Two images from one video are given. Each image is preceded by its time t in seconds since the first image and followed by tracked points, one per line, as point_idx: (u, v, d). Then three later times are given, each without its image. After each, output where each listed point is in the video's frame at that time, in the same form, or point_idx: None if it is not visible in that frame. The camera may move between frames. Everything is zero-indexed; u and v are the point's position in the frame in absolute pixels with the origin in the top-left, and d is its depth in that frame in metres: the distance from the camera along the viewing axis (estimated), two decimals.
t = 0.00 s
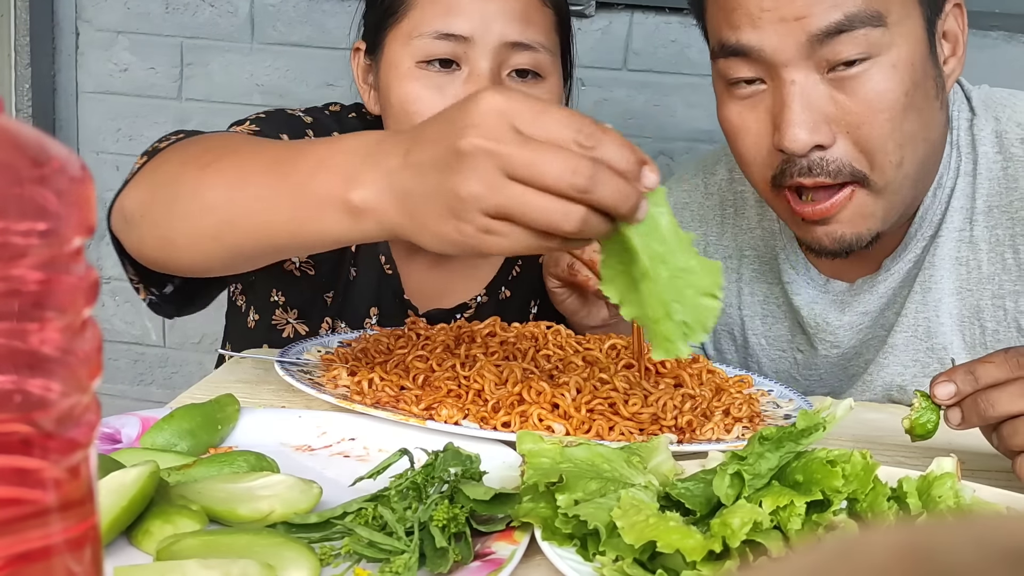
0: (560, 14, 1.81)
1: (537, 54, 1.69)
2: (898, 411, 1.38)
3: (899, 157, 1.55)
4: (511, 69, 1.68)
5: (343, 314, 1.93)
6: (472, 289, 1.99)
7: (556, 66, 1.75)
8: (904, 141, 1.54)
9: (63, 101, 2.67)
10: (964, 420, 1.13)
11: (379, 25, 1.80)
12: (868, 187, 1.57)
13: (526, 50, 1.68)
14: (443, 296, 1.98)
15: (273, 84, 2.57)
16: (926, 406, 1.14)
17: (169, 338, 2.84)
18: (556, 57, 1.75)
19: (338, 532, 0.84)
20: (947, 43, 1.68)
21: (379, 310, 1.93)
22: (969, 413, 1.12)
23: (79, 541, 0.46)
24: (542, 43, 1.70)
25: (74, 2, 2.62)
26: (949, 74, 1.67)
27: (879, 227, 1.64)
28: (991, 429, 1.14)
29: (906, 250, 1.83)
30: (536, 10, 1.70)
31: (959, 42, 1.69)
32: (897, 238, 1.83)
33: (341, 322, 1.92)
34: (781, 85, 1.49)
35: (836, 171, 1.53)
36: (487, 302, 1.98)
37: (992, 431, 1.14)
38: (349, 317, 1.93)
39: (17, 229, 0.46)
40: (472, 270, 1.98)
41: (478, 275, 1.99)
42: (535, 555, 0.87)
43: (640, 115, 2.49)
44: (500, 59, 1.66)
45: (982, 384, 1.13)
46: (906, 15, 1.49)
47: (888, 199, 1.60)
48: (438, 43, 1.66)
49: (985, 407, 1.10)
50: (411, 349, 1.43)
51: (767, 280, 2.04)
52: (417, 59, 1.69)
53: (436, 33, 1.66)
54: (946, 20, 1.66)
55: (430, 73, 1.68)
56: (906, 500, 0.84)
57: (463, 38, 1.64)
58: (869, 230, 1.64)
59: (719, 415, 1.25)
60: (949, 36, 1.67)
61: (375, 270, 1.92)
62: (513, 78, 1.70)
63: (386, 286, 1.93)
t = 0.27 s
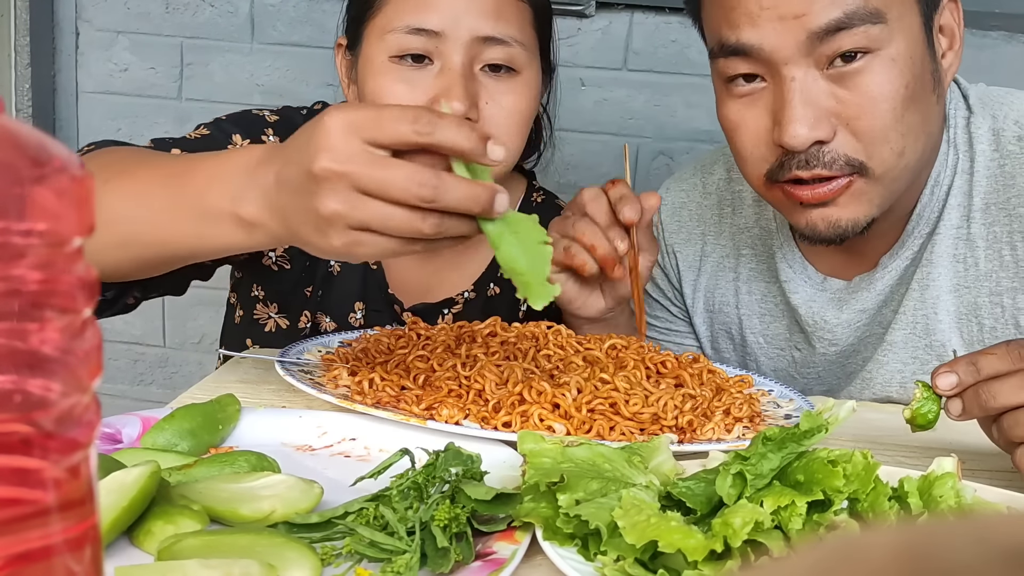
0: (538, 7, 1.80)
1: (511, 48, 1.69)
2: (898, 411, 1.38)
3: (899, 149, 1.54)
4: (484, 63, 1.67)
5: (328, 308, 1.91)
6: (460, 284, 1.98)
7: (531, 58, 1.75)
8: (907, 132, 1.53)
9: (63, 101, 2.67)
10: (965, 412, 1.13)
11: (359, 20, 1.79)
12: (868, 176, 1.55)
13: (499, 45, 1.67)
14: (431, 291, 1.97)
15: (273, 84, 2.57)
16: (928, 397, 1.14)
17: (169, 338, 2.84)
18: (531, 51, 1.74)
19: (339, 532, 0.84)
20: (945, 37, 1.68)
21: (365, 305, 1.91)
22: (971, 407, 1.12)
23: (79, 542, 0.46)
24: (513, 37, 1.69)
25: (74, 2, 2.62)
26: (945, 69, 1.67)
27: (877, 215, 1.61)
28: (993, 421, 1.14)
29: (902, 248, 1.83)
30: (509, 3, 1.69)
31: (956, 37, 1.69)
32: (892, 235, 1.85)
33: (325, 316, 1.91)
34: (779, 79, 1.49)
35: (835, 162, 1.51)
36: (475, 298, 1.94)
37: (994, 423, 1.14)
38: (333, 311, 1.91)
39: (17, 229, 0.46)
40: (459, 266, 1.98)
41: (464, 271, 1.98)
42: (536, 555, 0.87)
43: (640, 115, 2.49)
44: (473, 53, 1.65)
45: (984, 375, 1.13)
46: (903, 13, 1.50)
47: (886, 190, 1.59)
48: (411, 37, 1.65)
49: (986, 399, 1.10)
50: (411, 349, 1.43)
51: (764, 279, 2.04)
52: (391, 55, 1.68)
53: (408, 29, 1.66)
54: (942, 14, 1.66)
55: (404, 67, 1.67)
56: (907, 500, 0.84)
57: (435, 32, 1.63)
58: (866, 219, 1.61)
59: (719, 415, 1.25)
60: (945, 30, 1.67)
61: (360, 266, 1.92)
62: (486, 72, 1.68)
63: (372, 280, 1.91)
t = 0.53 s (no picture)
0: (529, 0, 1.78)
1: (496, 40, 1.67)
2: (898, 411, 1.39)
3: (897, 139, 1.54)
4: (470, 56, 1.66)
5: (322, 306, 1.91)
6: (457, 279, 1.97)
7: (517, 48, 1.72)
8: (903, 123, 1.53)
9: (63, 101, 2.67)
10: (965, 409, 1.13)
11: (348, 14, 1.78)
12: (867, 168, 1.55)
13: (482, 36, 1.66)
14: (427, 288, 1.97)
15: (273, 84, 2.58)
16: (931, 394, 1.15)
17: (169, 338, 2.84)
18: (517, 44, 1.72)
19: (339, 532, 0.84)
20: (947, 32, 1.67)
21: (360, 302, 1.90)
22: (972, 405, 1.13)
23: (79, 541, 0.46)
24: (497, 29, 1.67)
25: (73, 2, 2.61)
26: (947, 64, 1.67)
27: (871, 207, 1.61)
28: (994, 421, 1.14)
29: (907, 247, 1.83)
30: None
31: (959, 31, 1.68)
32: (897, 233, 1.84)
33: (320, 314, 1.91)
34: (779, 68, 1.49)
35: (828, 152, 1.52)
36: (472, 293, 1.94)
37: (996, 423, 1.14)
38: (328, 309, 1.90)
39: (17, 230, 0.46)
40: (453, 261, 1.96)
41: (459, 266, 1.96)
42: (536, 554, 0.88)
43: (640, 115, 2.49)
44: (458, 45, 1.64)
45: (985, 373, 1.13)
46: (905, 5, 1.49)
47: (884, 181, 1.59)
48: (395, 30, 1.64)
49: (987, 397, 1.11)
50: (411, 349, 1.43)
51: (768, 278, 2.03)
52: (376, 48, 1.67)
53: (393, 22, 1.65)
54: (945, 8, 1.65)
55: (389, 61, 1.66)
56: (907, 500, 0.84)
57: (419, 25, 1.63)
58: (862, 211, 1.61)
59: (719, 414, 1.25)
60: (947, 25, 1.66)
61: (354, 264, 1.90)
62: (473, 64, 1.68)
63: (366, 278, 1.90)
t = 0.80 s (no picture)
0: None
1: (488, 38, 1.67)
2: (899, 411, 1.39)
3: (869, 179, 1.49)
4: (463, 54, 1.66)
5: (318, 305, 1.89)
6: (455, 276, 1.96)
7: (509, 46, 1.71)
8: (876, 165, 1.48)
9: (63, 101, 2.67)
10: (968, 404, 1.14)
11: (342, 12, 1.78)
12: (836, 203, 1.52)
13: (474, 34, 1.65)
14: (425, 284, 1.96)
15: (273, 84, 2.58)
16: (932, 388, 1.14)
17: (169, 338, 2.84)
18: (509, 41, 1.71)
19: (339, 532, 0.84)
20: (950, 56, 1.59)
21: (357, 301, 1.89)
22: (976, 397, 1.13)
23: (80, 542, 0.46)
24: (490, 27, 1.67)
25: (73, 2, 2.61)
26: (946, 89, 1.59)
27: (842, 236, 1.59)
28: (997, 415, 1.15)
29: (913, 254, 1.81)
30: None
31: (963, 56, 1.60)
32: (905, 239, 1.83)
33: (317, 314, 1.90)
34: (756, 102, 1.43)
35: (798, 188, 1.49)
36: (469, 290, 1.95)
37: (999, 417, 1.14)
38: (324, 308, 1.89)
39: (17, 230, 0.45)
40: (451, 258, 1.98)
41: (458, 263, 1.97)
42: (536, 554, 0.88)
43: (640, 115, 2.49)
44: (450, 43, 1.63)
45: (990, 368, 1.13)
46: (889, 46, 1.42)
47: (856, 216, 1.56)
48: (388, 29, 1.64)
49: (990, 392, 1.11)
50: (411, 349, 1.43)
51: (773, 278, 2.01)
52: (369, 46, 1.66)
53: (385, 21, 1.64)
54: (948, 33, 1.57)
55: (381, 60, 1.66)
56: (907, 500, 0.84)
57: (411, 23, 1.62)
58: (832, 240, 1.59)
59: (720, 414, 1.25)
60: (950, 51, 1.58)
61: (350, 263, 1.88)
62: (465, 62, 1.67)
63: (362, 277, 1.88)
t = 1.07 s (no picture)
0: None
1: (481, 35, 1.67)
2: (899, 411, 1.39)
3: (858, 224, 1.47)
4: (456, 51, 1.66)
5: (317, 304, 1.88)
6: (453, 273, 1.97)
7: (504, 43, 1.72)
8: (866, 214, 1.46)
9: (63, 101, 2.67)
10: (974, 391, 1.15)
11: (337, 11, 1.77)
12: (825, 236, 1.50)
13: (467, 30, 1.65)
14: (424, 282, 1.96)
15: (273, 84, 2.58)
16: (939, 373, 1.17)
17: (169, 338, 2.84)
18: (503, 38, 1.71)
19: (339, 532, 0.84)
20: (966, 103, 1.53)
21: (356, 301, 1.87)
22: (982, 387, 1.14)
23: (79, 542, 0.46)
24: (481, 23, 1.67)
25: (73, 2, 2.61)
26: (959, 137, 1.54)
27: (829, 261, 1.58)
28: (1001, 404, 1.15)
29: (919, 261, 1.81)
30: None
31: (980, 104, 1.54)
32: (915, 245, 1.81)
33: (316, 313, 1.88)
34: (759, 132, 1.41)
35: (790, 220, 1.47)
36: (467, 288, 1.94)
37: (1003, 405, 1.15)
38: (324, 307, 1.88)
39: (17, 230, 0.46)
40: (451, 257, 1.98)
41: (457, 262, 1.98)
42: (536, 554, 0.88)
43: (641, 115, 2.49)
44: (443, 41, 1.63)
45: (997, 357, 1.14)
46: (895, 105, 1.37)
47: (841, 246, 1.54)
48: (381, 27, 1.64)
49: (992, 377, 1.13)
50: (411, 349, 1.43)
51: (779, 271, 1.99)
52: (363, 45, 1.66)
53: (379, 19, 1.64)
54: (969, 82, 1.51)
55: (375, 58, 1.66)
56: (907, 500, 0.84)
57: (403, 22, 1.62)
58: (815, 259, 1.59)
59: (719, 415, 1.25)
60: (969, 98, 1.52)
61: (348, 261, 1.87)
62: (458, 59, 1.67)
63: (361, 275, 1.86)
